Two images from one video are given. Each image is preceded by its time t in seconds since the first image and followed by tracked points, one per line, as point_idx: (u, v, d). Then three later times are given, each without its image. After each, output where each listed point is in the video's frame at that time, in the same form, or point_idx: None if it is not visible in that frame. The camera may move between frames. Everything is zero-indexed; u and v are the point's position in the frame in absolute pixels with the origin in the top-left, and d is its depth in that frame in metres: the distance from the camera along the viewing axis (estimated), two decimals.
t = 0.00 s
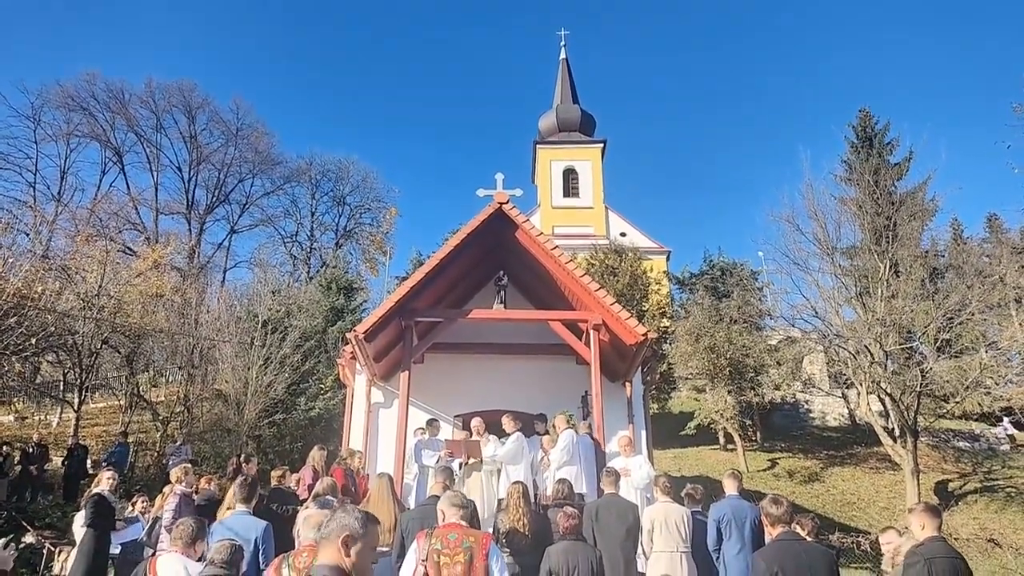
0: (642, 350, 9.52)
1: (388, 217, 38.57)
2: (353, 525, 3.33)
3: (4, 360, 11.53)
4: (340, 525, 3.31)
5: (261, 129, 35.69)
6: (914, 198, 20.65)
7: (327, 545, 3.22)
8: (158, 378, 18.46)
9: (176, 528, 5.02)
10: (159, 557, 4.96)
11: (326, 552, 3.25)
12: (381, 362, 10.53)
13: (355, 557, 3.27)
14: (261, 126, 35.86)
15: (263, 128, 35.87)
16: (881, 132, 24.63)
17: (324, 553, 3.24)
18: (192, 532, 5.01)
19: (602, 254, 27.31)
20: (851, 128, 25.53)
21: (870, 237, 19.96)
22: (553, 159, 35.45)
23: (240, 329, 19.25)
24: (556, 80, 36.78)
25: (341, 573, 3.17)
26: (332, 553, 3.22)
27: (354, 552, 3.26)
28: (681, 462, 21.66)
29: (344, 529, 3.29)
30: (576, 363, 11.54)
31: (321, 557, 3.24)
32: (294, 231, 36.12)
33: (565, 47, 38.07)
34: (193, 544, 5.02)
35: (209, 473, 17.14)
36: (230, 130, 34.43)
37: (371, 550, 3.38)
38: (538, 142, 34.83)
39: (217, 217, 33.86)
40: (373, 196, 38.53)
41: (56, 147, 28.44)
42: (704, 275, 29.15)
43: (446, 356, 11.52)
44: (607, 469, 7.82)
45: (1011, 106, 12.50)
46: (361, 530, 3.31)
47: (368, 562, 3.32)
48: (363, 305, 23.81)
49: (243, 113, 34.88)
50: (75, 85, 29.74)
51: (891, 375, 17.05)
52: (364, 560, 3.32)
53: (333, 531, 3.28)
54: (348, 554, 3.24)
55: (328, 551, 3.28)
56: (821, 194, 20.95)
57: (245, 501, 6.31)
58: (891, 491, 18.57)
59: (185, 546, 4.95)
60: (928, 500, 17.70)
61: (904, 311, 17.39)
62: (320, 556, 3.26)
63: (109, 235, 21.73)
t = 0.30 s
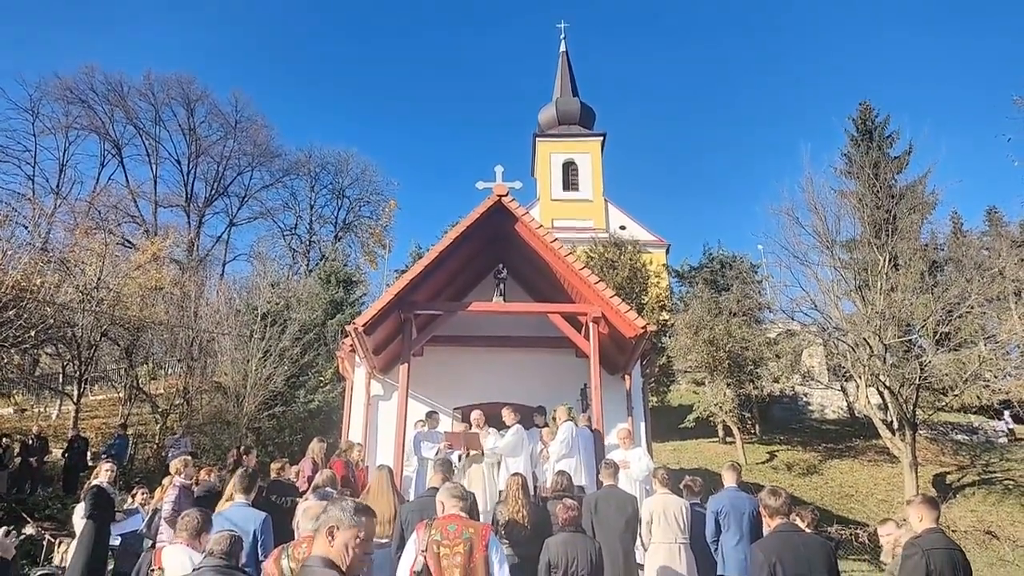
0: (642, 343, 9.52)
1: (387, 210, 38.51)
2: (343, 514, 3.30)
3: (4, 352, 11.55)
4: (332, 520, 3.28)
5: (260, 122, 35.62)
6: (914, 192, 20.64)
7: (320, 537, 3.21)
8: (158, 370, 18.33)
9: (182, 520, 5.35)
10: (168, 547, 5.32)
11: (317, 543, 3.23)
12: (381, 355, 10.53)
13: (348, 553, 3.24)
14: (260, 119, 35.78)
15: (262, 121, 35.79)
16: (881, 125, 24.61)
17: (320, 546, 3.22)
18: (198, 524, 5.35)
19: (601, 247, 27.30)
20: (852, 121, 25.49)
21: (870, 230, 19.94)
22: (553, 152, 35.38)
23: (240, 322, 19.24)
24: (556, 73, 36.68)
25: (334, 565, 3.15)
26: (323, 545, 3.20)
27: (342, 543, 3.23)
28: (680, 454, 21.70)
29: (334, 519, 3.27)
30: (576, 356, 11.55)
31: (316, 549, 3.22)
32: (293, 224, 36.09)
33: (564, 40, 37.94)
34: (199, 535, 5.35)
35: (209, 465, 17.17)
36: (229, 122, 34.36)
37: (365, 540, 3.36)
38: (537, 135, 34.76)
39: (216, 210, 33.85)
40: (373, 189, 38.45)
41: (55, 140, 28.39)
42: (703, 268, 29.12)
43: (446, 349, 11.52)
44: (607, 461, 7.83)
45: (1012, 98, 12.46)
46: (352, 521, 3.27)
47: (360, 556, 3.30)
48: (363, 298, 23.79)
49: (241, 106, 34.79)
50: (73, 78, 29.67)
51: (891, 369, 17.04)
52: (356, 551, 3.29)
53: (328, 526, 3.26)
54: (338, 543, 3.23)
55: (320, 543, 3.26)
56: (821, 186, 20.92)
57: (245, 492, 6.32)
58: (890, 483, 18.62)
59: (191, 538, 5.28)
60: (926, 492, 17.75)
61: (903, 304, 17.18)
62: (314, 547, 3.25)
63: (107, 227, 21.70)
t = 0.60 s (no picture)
0: (641, 335, 9.53)
1: (387, 203, 38.44)
2: (353, 508, 3.29)
3: (3, 345, 11.55)
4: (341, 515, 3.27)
5: (259, 114, 35.52)
6: (915, 184, 20.63)
7: (330, 531, 3.21)
8: (158, 363, 18.65)
9: (183, 512, 5.39)
10: (169, 539, 5.37)
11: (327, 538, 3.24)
12: (381, 347, 10.54)
13: (357, 547, 3.25)
14: (258, 111, 35.67)
15: (261, 113, 35.69)
16: (882, 117, 24.58)
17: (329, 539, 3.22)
18: (199, 516, 5.40)
19: (601, 240, 27.28)
20: (852, 114, 25.46)
21: (870, 223, 19.92)
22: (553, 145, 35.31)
23: (240, 315, 19.24)
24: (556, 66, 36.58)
25: (344, 560, 3.13)
26: (335, 540, 3.20)
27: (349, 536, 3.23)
28: (679, 446, 21.76)
29: (343, 512, 3.26)
30: (575, 348, 11.56)
31: (326, 543, 3.22)
32: (293, 217, 36.06)
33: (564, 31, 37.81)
34: (200, 527, 5.40)
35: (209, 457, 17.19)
36: (228, 115, 34.27)
37: (374, 533, 3.36)
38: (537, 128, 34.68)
39: (215, 202, 33.79)
40: (372, 181, 38.35)
41: (53, 132, 28.32)
42: (703, 261, 29.11)
43: (446, 341, 11.52)
44: (607, 453, 7.85)
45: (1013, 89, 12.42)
46: (362, 515, 3.28)
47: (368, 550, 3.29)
48: (363, 291, 23.78)
49: (240, 98, 34.67)
50: (72, 70, 29.58)
51: (890, 361, 16.94)
52: (365, 544, 3.30)
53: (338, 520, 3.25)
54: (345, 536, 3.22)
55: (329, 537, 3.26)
56: (821, 179, 20.88)
57: (245, 484, 6.36)
58: (889, 475, 18.67)
59: (193, 530, 5.33)
60: (924, 484, 17.80)
61: (903, 296, 17.22)
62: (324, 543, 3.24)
63: (107, 220, 21.66)
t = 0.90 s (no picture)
0: (641, 326, 9.54)
1: (387, 194, 38.35)
2: (379, 498, 3.27)
3: (3, 336, 11.58)
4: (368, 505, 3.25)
5: (258, 104, 35.40)
6: (915, 174, 20.60)
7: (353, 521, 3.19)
8: (159, 354, 18.57)
9: (184, 503, 5.41)
10: (170, 529, 5.39)
11: (353, 527, 3.20)
12: (381, 338, 10.55)
13: (384, 537, 3.22)
14: (257, 102, 35.55)
15: (260, 104, 35.57)
16: (883, 108, 24.50)
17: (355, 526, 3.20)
18: (200, 506, 5.41)
19: (601, 231, 27.24)
20: (852, 104, 25.38)
21: (870, 213, 19.88)
22: (553, 135, 35.22)
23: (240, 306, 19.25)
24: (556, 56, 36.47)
25: (368, 549, 3.05)
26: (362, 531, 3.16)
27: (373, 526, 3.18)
28: (678, 437, 21.81)
29: (370, 502, 3.23)
30: (575, 339, 11.57)
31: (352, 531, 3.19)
32: (292, 208, 36.02)
33: (564, 22, 37.66)
34: (200, 517, 5.41)
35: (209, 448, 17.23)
36: (227, 105, 34.16)
37: (400, 523, 3.32)
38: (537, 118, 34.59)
39: (214, 192, 33.74)
40: (372, 172, 38.23)
41: (52, 123, 28.25)
42: (703, 252, 29.10)
43: (447, 332, 11.53)
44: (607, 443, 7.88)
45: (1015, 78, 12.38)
46: (389, 504, 3.24)
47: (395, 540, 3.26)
48: (362, 282, 23.78)
49: (239, 88, 34.54)
50: (70, 60, 29.49)
51: (889, 351, 17.09)
52: (391, 534, 3.26)
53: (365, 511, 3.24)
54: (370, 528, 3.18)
55: (356, 526, 3.22)
56: (821, 169, 20.82)
57: (246, 474, 6.38)
58: (888, 466, 18.72)
59: (194, 520, 5.34)
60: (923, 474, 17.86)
61: (903, 287, 17.32)
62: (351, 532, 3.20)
63: (106, 211, 21.63)
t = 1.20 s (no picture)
0: (641, 315, 9.55)
1: (386, 182, 38.21)
2: (403, 483, 3.28)
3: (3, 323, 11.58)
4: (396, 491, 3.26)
5: (256, 92, 35.23)
6: (916, 163, 20.55)
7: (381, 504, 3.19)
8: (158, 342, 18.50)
9: (186, 490, 5.42)
10: (172, 517, 5.41)
11: (378, 511, 3.20)
12: (380, 327, 10.55)
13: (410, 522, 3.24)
14: (256, 89, 35.39)
15: (258, 92, 35.41)
16: (883, 96, 24.42)
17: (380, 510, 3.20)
18: (201, 493, 5.43)
19: (600, 220, 27.20)
20: (853, 92, 25.30)
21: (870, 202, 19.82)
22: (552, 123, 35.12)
23: (239, 295, 19.22)
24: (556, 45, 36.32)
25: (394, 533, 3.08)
26: (386, 513, 3.17)
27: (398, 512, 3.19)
28: (677, 425, 21.87)
29: (394, 487, 3.24)
30: (575, 327, 11.57)
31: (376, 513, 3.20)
32: (291, 196, 35.96)
33: (564, 10, 37.47)
34: (202, 504, 5.43)
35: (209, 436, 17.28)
36: (225, 93, 34.00)
37: (423, 508, 3.36)
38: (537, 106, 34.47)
39: (213, 181, 33.65)
40: (371, 160, 38.09)
41: (50, 111, 28.15)
42: (703, 241, 29.09)
43: (446, 320, 11.54)
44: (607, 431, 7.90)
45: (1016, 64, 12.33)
46: (413, 489, 3.26)
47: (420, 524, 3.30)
48: (362, 271, 23.75)
49: (237, 76, 34.39)
50: (68, 47, 29.35)
51: (888, 340, 16.93)
52: (415, 519, 3.29)
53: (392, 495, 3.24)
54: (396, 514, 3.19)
55: (380, 510, 3.22)
56: (821, 157, 20.77)
57: (246, 462, 6.39)
58: (886, 454, 18.79)
59: (195, 507, 5.37)
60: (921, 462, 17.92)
61: (903, 276, 17.18)
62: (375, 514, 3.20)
63: (104, 199, 21.58)
